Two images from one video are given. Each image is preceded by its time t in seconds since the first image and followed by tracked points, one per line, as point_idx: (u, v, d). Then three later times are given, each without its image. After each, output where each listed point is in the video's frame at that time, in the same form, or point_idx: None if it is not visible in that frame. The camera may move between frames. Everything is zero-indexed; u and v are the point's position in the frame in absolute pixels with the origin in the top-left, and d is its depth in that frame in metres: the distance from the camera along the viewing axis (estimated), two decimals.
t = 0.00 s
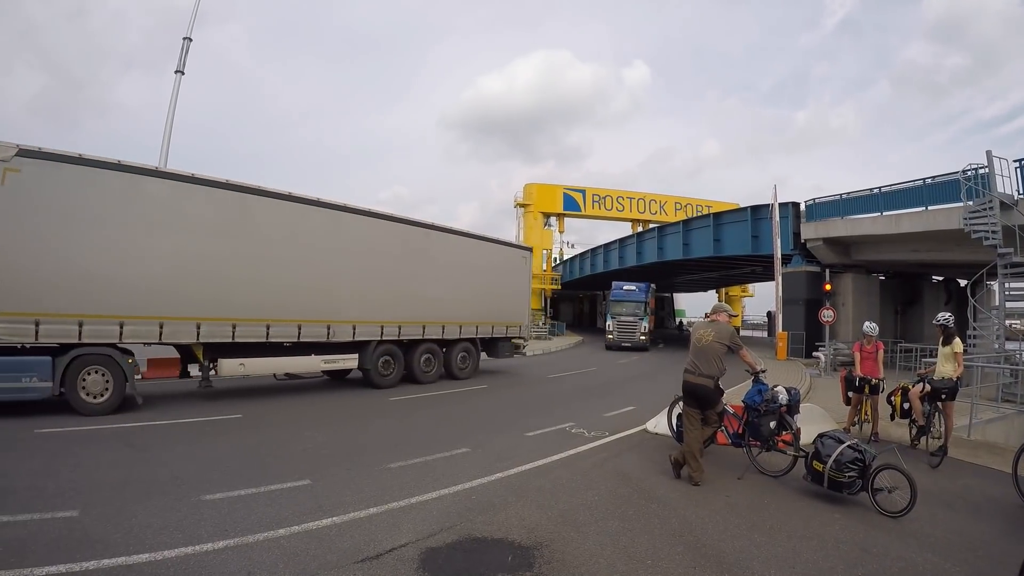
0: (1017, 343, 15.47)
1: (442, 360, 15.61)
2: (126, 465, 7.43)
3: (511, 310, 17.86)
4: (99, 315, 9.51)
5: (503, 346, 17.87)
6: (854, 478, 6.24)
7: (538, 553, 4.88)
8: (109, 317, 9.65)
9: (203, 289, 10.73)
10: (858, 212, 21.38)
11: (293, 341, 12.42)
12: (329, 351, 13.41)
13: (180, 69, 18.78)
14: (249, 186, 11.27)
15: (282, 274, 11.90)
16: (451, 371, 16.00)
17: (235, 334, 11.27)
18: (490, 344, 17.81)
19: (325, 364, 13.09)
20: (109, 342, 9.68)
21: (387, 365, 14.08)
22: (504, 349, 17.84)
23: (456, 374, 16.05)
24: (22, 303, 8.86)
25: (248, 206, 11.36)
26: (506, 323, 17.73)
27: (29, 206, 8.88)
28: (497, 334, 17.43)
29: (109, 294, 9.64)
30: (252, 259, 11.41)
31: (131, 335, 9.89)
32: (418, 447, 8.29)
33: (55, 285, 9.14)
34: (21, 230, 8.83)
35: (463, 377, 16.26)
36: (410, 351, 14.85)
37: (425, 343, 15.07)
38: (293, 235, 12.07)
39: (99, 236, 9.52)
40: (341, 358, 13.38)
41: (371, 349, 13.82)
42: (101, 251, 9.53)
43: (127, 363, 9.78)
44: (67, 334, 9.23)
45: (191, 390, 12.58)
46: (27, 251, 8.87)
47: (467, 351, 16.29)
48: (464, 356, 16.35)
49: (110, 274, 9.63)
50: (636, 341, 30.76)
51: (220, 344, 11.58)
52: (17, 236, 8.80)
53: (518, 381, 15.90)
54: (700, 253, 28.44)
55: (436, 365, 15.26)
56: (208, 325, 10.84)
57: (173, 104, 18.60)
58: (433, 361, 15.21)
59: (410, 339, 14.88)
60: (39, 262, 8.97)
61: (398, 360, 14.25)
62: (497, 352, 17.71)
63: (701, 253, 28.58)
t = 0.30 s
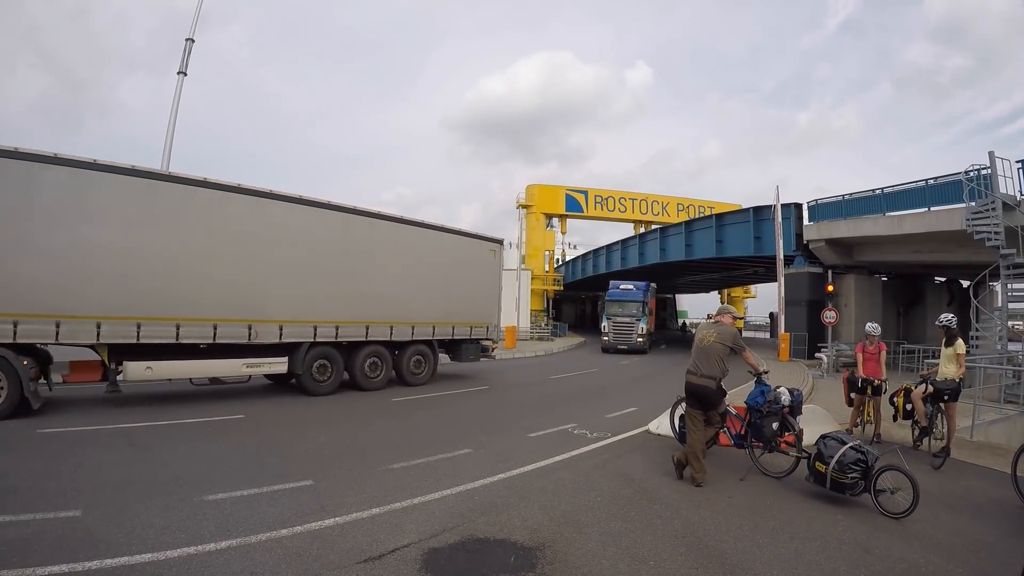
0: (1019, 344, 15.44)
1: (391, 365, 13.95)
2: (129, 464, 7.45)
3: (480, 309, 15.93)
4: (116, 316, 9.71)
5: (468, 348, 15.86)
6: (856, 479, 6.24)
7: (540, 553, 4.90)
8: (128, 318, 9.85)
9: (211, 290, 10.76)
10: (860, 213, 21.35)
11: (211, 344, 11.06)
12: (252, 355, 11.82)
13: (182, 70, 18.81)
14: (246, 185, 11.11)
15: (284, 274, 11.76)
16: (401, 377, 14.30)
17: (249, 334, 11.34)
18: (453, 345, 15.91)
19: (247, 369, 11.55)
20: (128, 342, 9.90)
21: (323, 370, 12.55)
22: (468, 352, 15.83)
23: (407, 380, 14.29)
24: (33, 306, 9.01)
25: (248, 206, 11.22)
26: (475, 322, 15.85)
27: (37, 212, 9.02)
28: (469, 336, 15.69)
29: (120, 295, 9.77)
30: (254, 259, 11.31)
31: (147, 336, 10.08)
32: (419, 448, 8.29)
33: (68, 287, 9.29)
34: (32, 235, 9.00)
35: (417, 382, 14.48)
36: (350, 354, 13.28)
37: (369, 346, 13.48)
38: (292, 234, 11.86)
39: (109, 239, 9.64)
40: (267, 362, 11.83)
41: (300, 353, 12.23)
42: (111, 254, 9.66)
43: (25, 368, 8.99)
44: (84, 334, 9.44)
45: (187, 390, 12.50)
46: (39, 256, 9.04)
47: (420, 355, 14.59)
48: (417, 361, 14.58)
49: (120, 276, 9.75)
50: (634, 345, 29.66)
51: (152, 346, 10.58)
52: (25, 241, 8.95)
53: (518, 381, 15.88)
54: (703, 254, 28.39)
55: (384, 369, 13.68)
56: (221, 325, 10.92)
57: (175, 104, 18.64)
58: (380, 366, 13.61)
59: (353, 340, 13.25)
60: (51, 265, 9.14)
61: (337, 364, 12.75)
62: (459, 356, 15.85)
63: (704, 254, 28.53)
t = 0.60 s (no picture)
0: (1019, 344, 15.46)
1: (325, 369, 12.44)
2: (130, 463, 7.47)
3: (435, 306, 14.34)
4: (131, 315, 9.86)
5: (419, 349, 14.15)
6: (856, 479, 6.25)
7: (538, 553, 4.91)
8: (143, 317, 9.99)
9: (219, 290, 10.78)
10: (860, 213, 21.35)
11: (136, 343, 10.18)
12: (165, 357, 10.63)
13: (183, 69, 18.82)
14: (249, 184, 11.00)
15: (285, 273, 11.61)
16: (341, 381, 12.77)
17: (258, 333, 11.32)
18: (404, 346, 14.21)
19: (152, 370, 10.32)
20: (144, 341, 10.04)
21: (242, 373, 11.18)
22: (419, 353, 14.11)
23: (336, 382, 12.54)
24: (44, 306, 9.16)
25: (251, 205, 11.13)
26: (430, 321, 14.21)
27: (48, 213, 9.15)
28: (422, 337, 14.13)
29: (129, 295, 9.85)
30: (258, 258, 11.22)
31: (163, 335, 10.22)
32: (418, 447, 8.28)
33: (78, 287, 9.41)
34: (42, 236, 9.12)
35: (360, 388, 12.96)
36: (278, 355, 11.88)
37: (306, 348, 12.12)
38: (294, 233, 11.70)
39: (118, 239, 9.72)
40: (177, 364, 10.55)
41: (213, 355, 10.94)
42: (119, 254, 9.73)
43: None
44: (98, 333, 9.62)
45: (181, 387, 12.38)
46: (50, 257, 9.17)
47: (362, 358, 13.04)
48: (358, 364, 13.04)
49: (128, 277, 9.82)
50: (625, 345, 28.13)
51: (71, 347, 9.87)
52: (35, 241, 9.07)
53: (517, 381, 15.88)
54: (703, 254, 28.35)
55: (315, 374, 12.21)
56: (199, 324, 10.57)
57: (175, 102, 18.65)
58: (312, 368, 12.18)
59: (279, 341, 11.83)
60: (62, 266, 9.27)
61: (259, 368, 11.36)
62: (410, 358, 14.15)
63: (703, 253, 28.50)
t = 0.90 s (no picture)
0: (1016, 342, 15.49)
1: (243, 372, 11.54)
2: (129, 462, 7.47)
3: (376, 303, 13.46)
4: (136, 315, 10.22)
5: (355, 351, 13.34)
6: (854, 476, 6.26)
7: (537, 550, 4.92)
8: (149, 316, 10.36)
9: (214, 288, 11.04)
10: (858, 211, 21.39)
11: (62, 342, 9.84)
12: (62, 357, 10.03)
13: (179, 67, 18.78)
14: (251, 183, 11.38)
15: (273, 271, 11.75)
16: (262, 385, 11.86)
17: (205, 332, 10.95)
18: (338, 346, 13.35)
19: (44, 372, 9.70)
20: (152, 339, 10.41)
21: (147, 376, 10.39)
22: (355, 355, 13.30)
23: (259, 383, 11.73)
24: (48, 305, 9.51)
25: (241, 203, 11.34)
26: (368, 319, 13.32)
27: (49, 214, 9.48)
28: (359, 336, 13.24)
29: (129, 293, 10.16)
30: (247, 256, 11.38)
31: (57, 334, 9.60)
32: (416, 446, 8.27)
33: (80, 286, 9.75)
34: (40, 236, 9.43)
35: (285, 392, 12.02)
36: (185, 358, 11.00)
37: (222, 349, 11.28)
38: (281, 230, 11.80)
39: (116, 240, 10.03)
40: (68, 364, 9.86)
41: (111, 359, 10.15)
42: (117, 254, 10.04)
43: None
44: (116, 332, 10.05)
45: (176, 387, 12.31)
46: (53, 257, 9.51)
47: (286, 359, 12.10)
48: (281, 366, 12.09)
49: (127, 276, 10.13)
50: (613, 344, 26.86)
51: None
52: (37, 242, 9.40)
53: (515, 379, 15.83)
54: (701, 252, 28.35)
55: (231, 377, 11.30)
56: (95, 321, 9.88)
57: (172, 101, 18.61)
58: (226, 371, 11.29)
59: (187, 341, 10.99)
60: (63, 266, 9.59)
61: (163, 371, 10.50)
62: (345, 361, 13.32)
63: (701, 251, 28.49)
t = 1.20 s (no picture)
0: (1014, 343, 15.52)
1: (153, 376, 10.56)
2: (128, 461, 7.47)
3: (308, 298, 12.32)
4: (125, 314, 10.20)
5: (278, 353, 12.07)
6: (852, 476, 6.27)
7: (536, 549, 4.94)
8: (165, 315, 10.61)
9: (218, 284, 11.17)
10: (856, 211, 21.41)
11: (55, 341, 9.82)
12: None
13: (178, 66, 18.76)
14: (259, 182, 11.64)
15: (198, 263, 10.92)
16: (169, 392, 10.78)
17: (101, 330, 10.02)
18: (261, 347, 12.17)
19: None
20: (90, 337, 9.93)
21: (41, 377, 9.60)
22: (278, 358, 12.03)
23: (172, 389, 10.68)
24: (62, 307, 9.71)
25: (235, 202, 11.34)
26: (294, 317, 12.13)
27: (60, 215, 9.70)
28: (283, 337, 12.05)
29: (139, 292, 10.34)
30: (244, 251, 11.42)
31: None
32: (413, 446, 8.26)
33: (92, 284, 9.94)
34: (39, 237, 9.57)
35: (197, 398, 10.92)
36: (86, 358, 10.14)
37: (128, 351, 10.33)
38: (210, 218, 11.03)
39: (122, 241, 10.19)
40: None
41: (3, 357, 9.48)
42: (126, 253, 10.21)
43: None
44: (127, 330, 10.23)
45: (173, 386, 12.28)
46: (64, 258, 9.72)
47: (200, 362, 11.08)
48: (189, 368, 11.00)
49: (136, 274, 10.30)
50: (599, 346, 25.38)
51: None
52: (39, 241, 9.55)
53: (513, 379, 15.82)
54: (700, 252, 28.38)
55: (134, 382, 10.28)
56: None
57: (170, 99, 18.58)
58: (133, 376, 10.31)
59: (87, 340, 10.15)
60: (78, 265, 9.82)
61: (60, 371, 9.72)
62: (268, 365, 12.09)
63: (700, 251, 28.52)
